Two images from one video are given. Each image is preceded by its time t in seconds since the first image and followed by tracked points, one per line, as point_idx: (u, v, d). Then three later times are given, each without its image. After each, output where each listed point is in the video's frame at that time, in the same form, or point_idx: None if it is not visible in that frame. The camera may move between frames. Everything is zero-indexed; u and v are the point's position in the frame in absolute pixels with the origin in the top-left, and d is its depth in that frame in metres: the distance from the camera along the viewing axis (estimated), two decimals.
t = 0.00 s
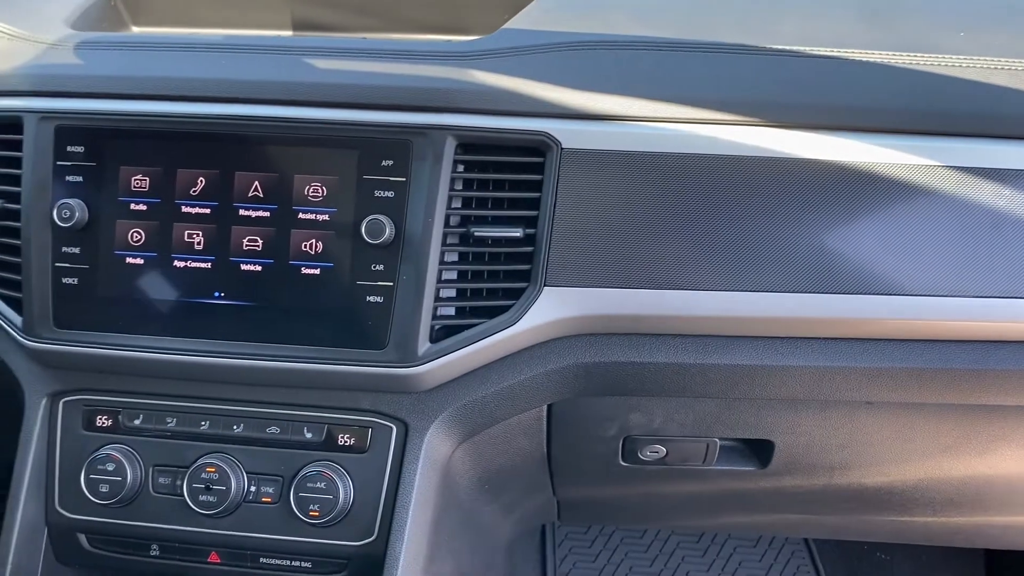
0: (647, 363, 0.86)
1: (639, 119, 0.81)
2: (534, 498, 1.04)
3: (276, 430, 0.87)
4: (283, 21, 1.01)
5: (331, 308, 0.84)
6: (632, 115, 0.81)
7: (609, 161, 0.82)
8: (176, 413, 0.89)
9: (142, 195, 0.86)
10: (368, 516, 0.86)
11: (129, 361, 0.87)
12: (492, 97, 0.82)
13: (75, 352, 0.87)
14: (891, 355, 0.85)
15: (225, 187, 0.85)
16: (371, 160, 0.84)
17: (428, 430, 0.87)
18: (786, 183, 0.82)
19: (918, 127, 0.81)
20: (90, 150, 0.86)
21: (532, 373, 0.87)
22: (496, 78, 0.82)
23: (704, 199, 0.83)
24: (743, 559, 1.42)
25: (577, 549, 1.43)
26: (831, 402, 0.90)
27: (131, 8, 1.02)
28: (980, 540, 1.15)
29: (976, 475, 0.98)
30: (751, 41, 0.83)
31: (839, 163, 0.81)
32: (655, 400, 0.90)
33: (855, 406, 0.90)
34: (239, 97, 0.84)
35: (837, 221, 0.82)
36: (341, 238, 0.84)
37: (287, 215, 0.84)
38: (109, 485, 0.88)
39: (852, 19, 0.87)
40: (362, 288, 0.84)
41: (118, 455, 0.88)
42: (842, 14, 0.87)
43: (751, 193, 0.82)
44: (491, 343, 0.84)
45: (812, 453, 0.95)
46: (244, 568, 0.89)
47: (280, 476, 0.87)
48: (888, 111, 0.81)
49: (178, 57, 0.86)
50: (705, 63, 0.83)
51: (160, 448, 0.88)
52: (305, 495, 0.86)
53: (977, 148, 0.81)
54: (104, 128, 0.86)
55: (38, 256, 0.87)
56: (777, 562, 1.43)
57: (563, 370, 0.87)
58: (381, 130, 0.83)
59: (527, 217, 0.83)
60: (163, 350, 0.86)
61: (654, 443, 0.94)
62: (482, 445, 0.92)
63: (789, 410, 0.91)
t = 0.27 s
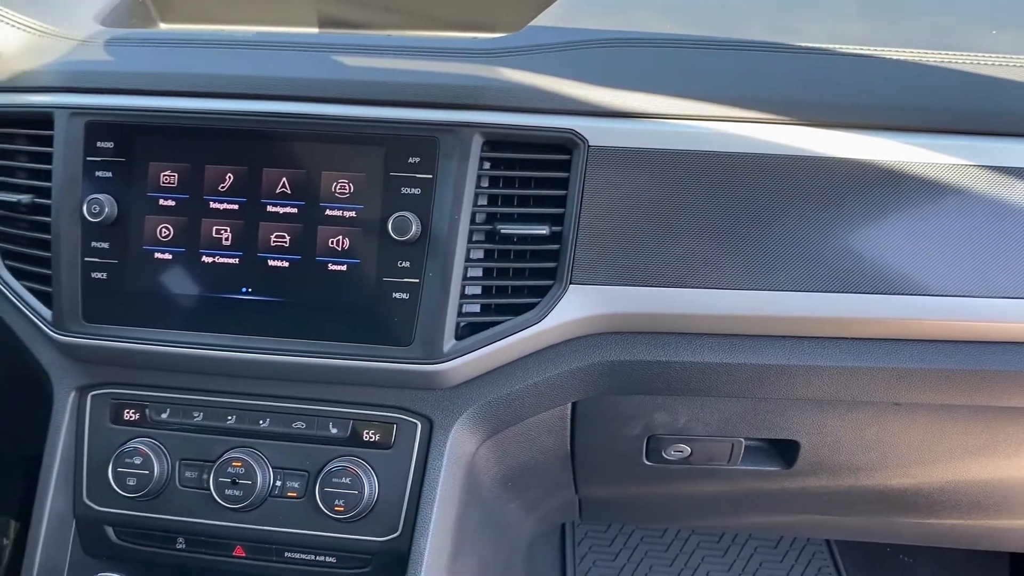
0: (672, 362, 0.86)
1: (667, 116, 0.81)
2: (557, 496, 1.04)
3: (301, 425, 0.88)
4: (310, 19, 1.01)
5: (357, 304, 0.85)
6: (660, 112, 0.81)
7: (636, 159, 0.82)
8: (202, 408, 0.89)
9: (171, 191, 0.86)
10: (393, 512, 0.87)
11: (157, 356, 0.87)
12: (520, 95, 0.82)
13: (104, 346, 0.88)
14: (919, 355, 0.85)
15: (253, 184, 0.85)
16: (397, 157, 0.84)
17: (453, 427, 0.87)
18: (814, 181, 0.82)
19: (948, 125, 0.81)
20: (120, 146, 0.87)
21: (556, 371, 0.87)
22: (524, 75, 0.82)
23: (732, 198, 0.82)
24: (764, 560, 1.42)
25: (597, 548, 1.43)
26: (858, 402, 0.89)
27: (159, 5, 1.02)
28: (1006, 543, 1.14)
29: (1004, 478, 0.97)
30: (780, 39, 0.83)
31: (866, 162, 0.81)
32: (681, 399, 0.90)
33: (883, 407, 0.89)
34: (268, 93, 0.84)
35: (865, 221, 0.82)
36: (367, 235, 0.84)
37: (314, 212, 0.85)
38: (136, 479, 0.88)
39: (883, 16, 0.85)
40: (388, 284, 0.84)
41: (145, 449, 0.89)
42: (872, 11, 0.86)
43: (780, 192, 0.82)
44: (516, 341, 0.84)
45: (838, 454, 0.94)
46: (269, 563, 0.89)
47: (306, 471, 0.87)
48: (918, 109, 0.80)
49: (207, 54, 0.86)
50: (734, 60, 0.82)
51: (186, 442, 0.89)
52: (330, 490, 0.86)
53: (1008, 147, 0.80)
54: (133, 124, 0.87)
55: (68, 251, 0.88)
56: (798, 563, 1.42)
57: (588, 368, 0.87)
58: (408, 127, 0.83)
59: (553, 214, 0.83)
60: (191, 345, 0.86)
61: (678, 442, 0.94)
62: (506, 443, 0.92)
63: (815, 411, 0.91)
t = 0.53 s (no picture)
0: (701, 360, 0.86)
1: (698, 113, 0.81)
2: (581, 493, 1.04)
3: (329, 420, 0.88)
4: (337, 15, 1.01)
5: (385, 300, 0.85)
6: (691, 109, 0.81)
7: (666, 156, 0.81)
8: (230, 401, 0.90)
9: (201, 185, 0.87)
10: (420, 507, 0.87)
11: (186, 350, 0.88)
12: (549, 91, 0.82)
13: (134, 339, 0.89)
14: (949, 355, 0.84)
15: (283, 179, 0.86)
16: (426, 153, 0.84)
17: (480, 423, 0.87)
18: (846, 179, 0.81)
19: (982, 123, 0.80)
20: (150, 140, 0.88)
21: (584, 368, 0.87)
22: (554, 71, 0.82)
23: (764, 195, 0.82)
24: (786, 560, 1.41)
25: (618, 546, 1.43)
26: (888, 402, 0.89)
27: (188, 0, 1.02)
28: None
29: None
30: (813, 35, 0.82)
31: (896, 159, 0.80)
32: (709, 397, 0.90)
33: (914, 407, 0.89)
34: (298, 89, 0.85)
35: (896, 220, 0.81)
36: (396, 230, 0.84)
37: (343, 207, 0.85)
38: (165, 472, 0.89)
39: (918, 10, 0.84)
40: (416, 280, 0.84)
41: (174, 442, 0.89)
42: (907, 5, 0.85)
43: (812, 189, 0.81)
44: (544, 337, 0.84)
45: (866, 454, 0.93)
46: (296, 556, 0.90)
47: (333, 465, 0.87)
48: (952, 107, 0.80)
49: (237, 49, 0.87)
50: (766, 56, 0.82)
51: (215, 435, 0.89)
52: (358, 484, 0.86)
53: None
54: (163, 119, 0.87)
55: (99, 245, 0.89)
56: (820, 563, 1.42)
57: (615, 365, 0.87)
58: (437, 123, 0.83)
59: (582, 211, 0.83)
60: (220, 339, 0.87)
61: (705, 441, 0.93)
62: (532, 439, 0.92)
63: (844, 410, 0.90)
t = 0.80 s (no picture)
0: (731, 358, 0.85)
1: (730, 109, 0.80)
2: (606, 491, 1.04)
3: (357, 415, 0.88)
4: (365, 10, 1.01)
5: (414, 295, 0.85)
6: (723, 105, 0.80)
7: (698, 152, 0.81)
8: (259, 395, 0.90)
9: (231, 180, 0.87)
10: (447, 502, 0.87)
11: (215, 344, 0.88)
12: (579, 86, 0.81)
13: (164, 333, 0.89)
14: (981, 355, 0.83)
15: (312, 174, 0.86)
16: (455, 148, 0.84)
17: (507, 419, 0.87)
18: (879, 175, 0.80)
19: (1019, 119, 0.79)
20: (180, 135, 0.88)
21: (612, 365, 0.86)
22: (585, 67, 0.82)
23: (797, 192, 0.81)
24: (808, 559, 1.40)
25: (639, 544, 1.42)
26: (919, 402, 0.88)
27: None
28: None
29: None
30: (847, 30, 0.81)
31: (930, 156, 0.79)
32: (738, 395, 0.89)
33: (947, 406, 0.88)
34: (327, 84, 0.85)
35: (930, 219, 0.80)
36: (425, 226, 0.84)
37: (372, 202, 0.85)
38: (194, 465, 0.89)
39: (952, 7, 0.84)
40: (445, 275, 0.84)
41: (202, 436, 0.90)
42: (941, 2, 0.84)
43: (845, 186, 0.80)
44: (572, 334, 0.83)
45: (896, 453, 0.93)
46: (324, 550, 0.90)
47: (361, 460, 0.88)
48: (989, 103, 0.79)
49: (267, 44, 0.87)
50: (798, 52, 0.81)
51: (243, 429, 0.90)
52: (386, 479, 0.86)
53: None
54: (193, 114, 0.87)
55: (129, 239, 0.89)
56: (843, 563, 1.41)
57: (644, 362, 0.86)
58: (466, 118, 0.83)
59: (612, 207, 0.83)
60: (250, 333, 0.87)
61: (733, 439, 0.93)
62: (559, 436, 0.92)
63: (875, 409, 0.89)
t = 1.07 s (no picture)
0: (757, 354, 0.85)
1: (758, 103, 0.79)
2: (628, 487, 1.04)
3: (380, 409, 0.88)
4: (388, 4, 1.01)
5: (438, 289, 0.85)
6: (751, 99, 0.80)
7: (726, 146, 0.80)
8: (283, 389, 0.90)
9: (257, 173, 0.87)
10: (470, 497, 0.87)
11: (240, 337, 0.89)
12: (606, 80, 0.81)
13: (189, 326, 0.89)
14: (1011, 352, 0.82)
15: (337, 168, 0.86)
16: (481, 142, 0.83)
17: (531, 414, 0.86)
18: (910, 171, 0.79)
19: None
20: (206, 129, 0.88)
21: (637, 361, 0.86)
22: (612, 60, 0.81)
23: (826, 187, 0.80)
24: (829, 558, 1.40)
25: (658, 540, 1.42)
26: (948, 400, 0.87)
27: None
28: None
29: None
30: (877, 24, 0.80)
31: (961, 151, 0.78)
32: (763, 392, 0.89)
33: (975, 404, 0.87)
34: (353, 78, 0.85)
35: (959, 216, 0.80)
36: (449, 220, 0.84)
37: (397, 196, 0.85)
38: (218, 458, 0.90)
39: None
40: (469, 270, 0.84)
41: (227, 428, 0.90)
42: None
43: (875, 182, 0.80)
44: (597, 329, 0.83)
45: (923, 451, 0.92)
46: (347, 544, 0.90)
47: (384, 454, 0.88)
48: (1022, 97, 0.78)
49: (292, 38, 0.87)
50: (828, 45, 0.80)
51: (267, 423, 0.90)
52: (409, 474, 0.86)
53: None
54: (219, 107, 0.88)
55: (155, 232, 0.89)
56: (864, 562, 1.40)
57: (669, 358, 0.86)
58: (492, 112, 0.82)
59: (638, 202, 0.82)
60: (274, 327, 0.87)
61: (758, 436, 0.92)
62: (583, 432, 0.91)
63: (903, 407, 0.89)
